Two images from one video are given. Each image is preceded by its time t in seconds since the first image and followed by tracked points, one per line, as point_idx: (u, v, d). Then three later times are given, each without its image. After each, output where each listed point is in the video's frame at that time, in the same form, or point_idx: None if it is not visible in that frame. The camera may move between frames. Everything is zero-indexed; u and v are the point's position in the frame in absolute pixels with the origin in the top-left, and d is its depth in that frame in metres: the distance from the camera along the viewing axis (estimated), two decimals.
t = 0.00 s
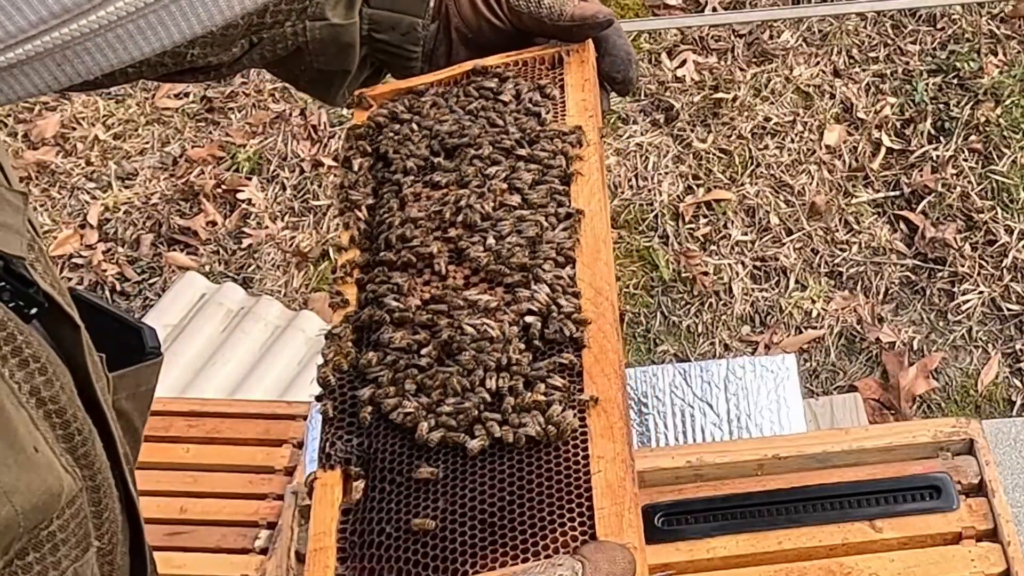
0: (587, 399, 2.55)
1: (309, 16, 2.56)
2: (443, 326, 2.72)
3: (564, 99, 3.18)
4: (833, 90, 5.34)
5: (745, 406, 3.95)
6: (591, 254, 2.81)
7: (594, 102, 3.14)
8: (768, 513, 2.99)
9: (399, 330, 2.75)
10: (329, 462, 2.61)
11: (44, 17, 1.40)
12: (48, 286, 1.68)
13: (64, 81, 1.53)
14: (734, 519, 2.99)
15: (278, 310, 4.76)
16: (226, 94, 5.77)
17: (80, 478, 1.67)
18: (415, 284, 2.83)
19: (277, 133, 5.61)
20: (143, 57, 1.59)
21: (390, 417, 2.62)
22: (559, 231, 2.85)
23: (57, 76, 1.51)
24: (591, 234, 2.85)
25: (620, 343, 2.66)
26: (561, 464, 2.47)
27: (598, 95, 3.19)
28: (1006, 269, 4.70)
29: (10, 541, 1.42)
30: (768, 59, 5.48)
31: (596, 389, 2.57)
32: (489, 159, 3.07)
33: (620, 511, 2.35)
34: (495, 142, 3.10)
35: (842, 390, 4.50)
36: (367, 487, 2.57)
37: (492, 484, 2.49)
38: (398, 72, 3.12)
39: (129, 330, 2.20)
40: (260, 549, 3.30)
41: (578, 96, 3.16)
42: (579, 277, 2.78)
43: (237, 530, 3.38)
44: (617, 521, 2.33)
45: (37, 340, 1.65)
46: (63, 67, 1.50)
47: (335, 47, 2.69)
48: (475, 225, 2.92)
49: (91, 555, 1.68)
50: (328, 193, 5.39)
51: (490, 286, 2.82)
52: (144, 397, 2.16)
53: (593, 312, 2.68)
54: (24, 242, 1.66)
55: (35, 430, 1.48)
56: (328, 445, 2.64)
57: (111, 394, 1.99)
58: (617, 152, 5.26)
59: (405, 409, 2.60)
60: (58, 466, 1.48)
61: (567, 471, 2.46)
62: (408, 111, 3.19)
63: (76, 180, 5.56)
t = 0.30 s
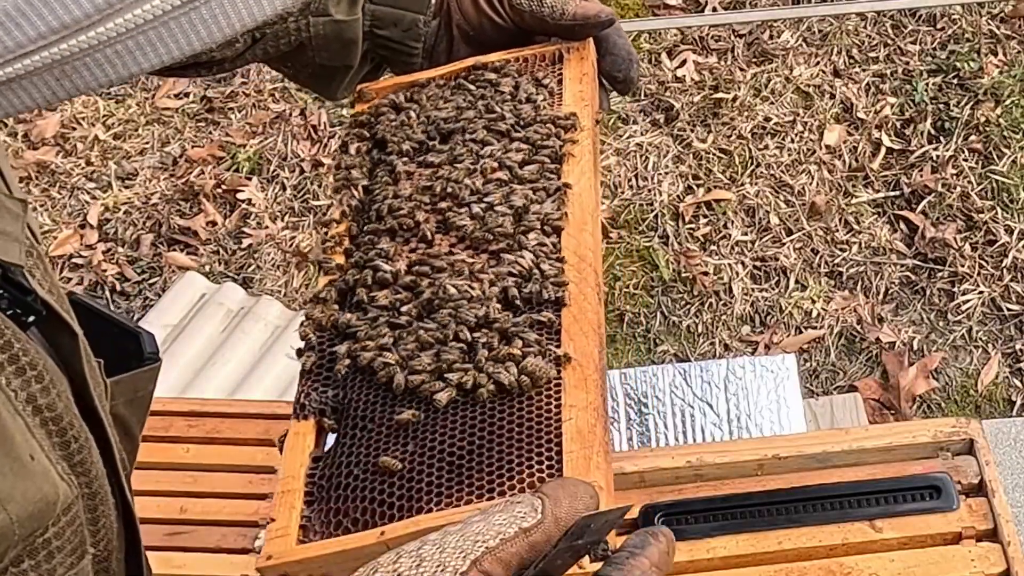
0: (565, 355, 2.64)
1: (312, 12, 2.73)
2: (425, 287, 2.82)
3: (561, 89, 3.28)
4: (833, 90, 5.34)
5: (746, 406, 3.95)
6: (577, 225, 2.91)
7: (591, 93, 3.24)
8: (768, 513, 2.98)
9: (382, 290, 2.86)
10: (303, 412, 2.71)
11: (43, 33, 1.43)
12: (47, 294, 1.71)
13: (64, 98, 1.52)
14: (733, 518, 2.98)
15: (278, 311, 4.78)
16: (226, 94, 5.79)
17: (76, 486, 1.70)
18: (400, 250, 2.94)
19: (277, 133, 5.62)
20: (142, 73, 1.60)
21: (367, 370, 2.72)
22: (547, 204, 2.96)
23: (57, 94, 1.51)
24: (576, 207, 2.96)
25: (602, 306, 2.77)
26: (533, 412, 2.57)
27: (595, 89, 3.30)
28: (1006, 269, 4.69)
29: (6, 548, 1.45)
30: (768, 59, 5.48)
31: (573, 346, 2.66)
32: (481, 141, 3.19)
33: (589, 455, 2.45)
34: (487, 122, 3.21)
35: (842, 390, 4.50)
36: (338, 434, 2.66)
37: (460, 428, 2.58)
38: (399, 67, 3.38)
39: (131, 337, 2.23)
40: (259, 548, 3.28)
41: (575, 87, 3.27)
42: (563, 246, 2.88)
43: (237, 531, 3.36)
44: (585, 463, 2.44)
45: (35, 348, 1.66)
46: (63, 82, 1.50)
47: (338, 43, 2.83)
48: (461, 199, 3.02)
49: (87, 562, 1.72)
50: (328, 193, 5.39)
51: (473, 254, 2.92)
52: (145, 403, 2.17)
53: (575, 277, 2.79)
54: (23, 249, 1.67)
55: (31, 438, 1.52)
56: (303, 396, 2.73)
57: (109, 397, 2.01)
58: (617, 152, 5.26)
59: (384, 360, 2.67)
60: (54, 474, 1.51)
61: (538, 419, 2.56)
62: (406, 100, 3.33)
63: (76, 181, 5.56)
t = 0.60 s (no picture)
0: (539, 332, 2.72)
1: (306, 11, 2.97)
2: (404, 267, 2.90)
3: (548, 82, 3.39)
4: (833, 90, 5.34)
5: (746, 406, 3.95)
6: (557, 209, 3.01)
7: (575, 85, 3.35)
8: (768, 513, 2.99)
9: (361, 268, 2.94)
10: (278, 389, 2.78)
11: (50, 43, 1.56)
12: (45, 298, 1.71)
13: (67, 104, 1.68)
14: (734, 519, 2.98)
15: (277, 311, 4.78)
16: (226, 94, 5.80)
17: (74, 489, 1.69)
18: (380, 232, 3.02)
19: (277, 132, 5.62)
20: (144, 83, 1.76)
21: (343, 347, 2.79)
22: (528, 189, 3.05)
23: (61, 100, 1.65)
24: (557, 195, 3.05)
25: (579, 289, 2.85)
26: (504, 388, 2.63)
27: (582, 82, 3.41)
28: (1006, 269, 4.69)
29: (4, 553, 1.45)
30: (768, 59, 5.49)
31: (548, 325, 2.73)
32: (467, 130, 3.28)
33: (558, 426, 2.50)
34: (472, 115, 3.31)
35: (842, 390, 4.49)
36: (313, 409, 2.73)
37: (430, 403, 2.64)
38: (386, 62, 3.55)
39: (126, 338, 2.22)
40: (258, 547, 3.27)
41: (561, 81, 3.38)
42: (542, 228, 2.96)
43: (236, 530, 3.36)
44: (554, 435, 2.48)
45: (32, 350, 1.67)
46: (67, 92, 1.64)
47: (329, 39, 3.09)
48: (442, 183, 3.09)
49: (83, 566, 1.71)
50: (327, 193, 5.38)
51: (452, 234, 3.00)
52: (140, 406, 2.18)
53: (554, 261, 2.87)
54: (21, 253, 1.69)
55: (29, 442, 1.52)
56: (279, 372, 2.81)
57: (106, 399, 2.01)
58: (617, 152, 5.27)
59: (358, 338, 2.75)
60: (52, 478, 1.51)
61: (510, 395, 2.62)
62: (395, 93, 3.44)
63: (76, 181, 5.56)
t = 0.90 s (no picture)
0: (537, 344, 2.73)
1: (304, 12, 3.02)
2: (401, 275, 2.91)
3: (541, 85, 3.39)
4: (832, 90, 5.33)
5: (745, 406, 3.95)
6: (552, 217, 3.01)
7: (569, 89, 3.34)
8: (768, 513, 2.99)
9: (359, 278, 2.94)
10: (278, 399, 2.77)
11: (57, 50, 1.54)
12: (45, 297, 1.72)
13: (71, 110, 1.65)
14: (733, 519, 2.99)
15: (278, 311, 4.78)
16: (226, 95, 5.79)
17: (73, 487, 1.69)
18: (377, 238, 3.03)
19: (277, 133, 5.62)
20: (147, 91, 1.73)
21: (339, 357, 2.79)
22: (523, 197, 3.05)
23: (65, 106, 1.63)
24: (552, 201, 3.05)
25: (576, 296, 2.85)
26: (504, 400, 2.63)
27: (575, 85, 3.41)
28: (1007, 269, 4.69)
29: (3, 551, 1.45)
30: (768, 59, 5.48)
31: (546, 336, 2.74)
32: (462, 135, 3.29)
33: (558, 440, 2.50)
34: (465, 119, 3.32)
35: (842, 390, 4.50)
36: (312, 421, 2.72)
37: (430, 415, 2.65)
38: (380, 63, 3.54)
39: (124, 338, 2.22)
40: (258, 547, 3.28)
41: (555, 83, 3.37)
42: (538, 236, 2.97)
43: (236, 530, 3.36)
44: (554, 449, 2.49)
45: (31, 350, 1.67)
46: (71, 97, 1.63)
47: (323, 38, 3.14)
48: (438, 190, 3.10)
49: (82, 564, 1.71)
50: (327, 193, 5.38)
51: (447, 245, 3.00)
52: (139, 406, 2.18)
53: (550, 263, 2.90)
54: (20, 253, 1.68)
55: (28, 440, 1.53)
56: (279, 383, 2.79)
57: (105, 399, 2.01)
58: (617, 152, 5.27)
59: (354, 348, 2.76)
60: (51, 476, 1.51)
61: (510, 407, 2.62)
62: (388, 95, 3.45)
63: (76, 181, 5.56)
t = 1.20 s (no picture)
0: (543, 359, 2.74)
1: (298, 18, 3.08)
2: (404, 288, 2.92)
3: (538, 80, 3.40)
4: (833, 90, 5.33)
5: (746, 406, 3.95)
6: (554, 223, 3.03)
7: (565, 83, 3.35)
8: (769, 513, 2.98)
9: (360, 296, 2.94)
10: (286, 426, 2.80)
11: (71, 50, 1.59)
12: (49, 296, 1.73)
13: (85, 107, 1.71)
14: (733, 519, 2.98)
15: (279, 312, 4.77)
16: (226, 94, 5.78)
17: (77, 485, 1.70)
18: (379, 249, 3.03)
19: (277, 133, 5.61)
20: (161, 88, 1.78)
21: (344, 377, 2.81)
22: (524, 201, 3.06)
23: (81, 104, 1.69)
24: (553, 206, 3.06)
25: (581, 306, 2.87)
26: (511, 422, 2.66)
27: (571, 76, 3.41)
28: (1007, 269, 4.69)
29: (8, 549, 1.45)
30: (768, 59, 5.48)
31: (552, 350, 2.76)
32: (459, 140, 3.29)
33: (568, 463, 2.54)
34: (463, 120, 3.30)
35: (842, 390, 4.51)
36: (322, 446, 2.75)
37: (437, 440, 2.68)
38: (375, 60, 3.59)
39: (127, 338, 2.22)
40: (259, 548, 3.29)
41: (551, 78, 3.38)
42: (540, 243, 2.99)
43: (237, 530, 3.37)
44: (564, 473, 2.53)
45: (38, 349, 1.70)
46: (86, 95, 1.68)
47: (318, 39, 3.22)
48: (437, 199, 3.10)
49: (86, 562, 1.71)
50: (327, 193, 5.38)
51: (447, 257, 3.01)
52: (142, 406, 2.18)
53: (550, 269, 2.92)
54: (25, 253, 1.71)
55: (34, 440, 1.53)
56: (285, 409, 2.82)
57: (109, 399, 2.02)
58: (617, 152, 5.27)
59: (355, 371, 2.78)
60: (56, 475, 1.51)
61: (518, 429, 2.65)
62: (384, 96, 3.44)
63: (76, 181, 5.56)
